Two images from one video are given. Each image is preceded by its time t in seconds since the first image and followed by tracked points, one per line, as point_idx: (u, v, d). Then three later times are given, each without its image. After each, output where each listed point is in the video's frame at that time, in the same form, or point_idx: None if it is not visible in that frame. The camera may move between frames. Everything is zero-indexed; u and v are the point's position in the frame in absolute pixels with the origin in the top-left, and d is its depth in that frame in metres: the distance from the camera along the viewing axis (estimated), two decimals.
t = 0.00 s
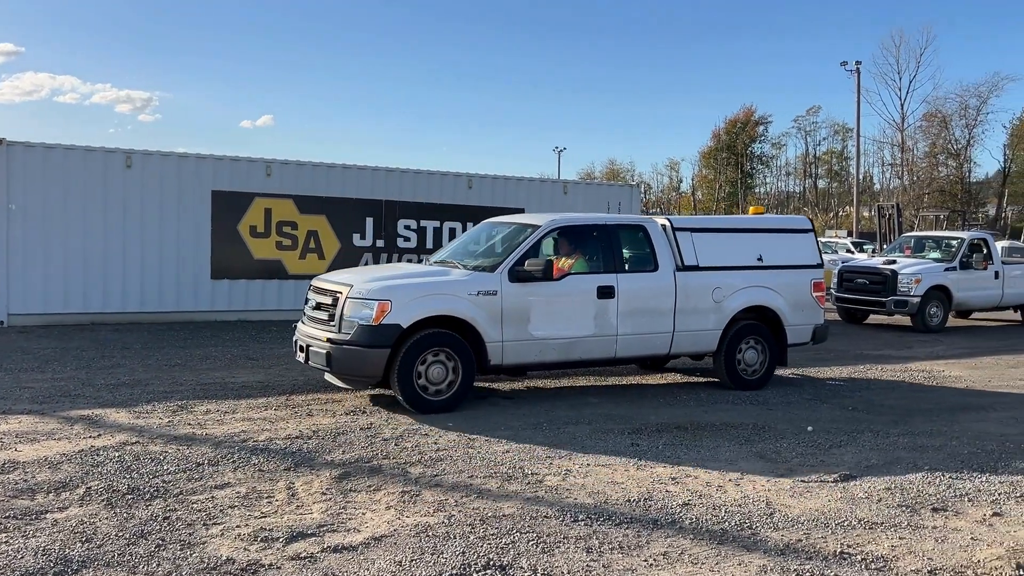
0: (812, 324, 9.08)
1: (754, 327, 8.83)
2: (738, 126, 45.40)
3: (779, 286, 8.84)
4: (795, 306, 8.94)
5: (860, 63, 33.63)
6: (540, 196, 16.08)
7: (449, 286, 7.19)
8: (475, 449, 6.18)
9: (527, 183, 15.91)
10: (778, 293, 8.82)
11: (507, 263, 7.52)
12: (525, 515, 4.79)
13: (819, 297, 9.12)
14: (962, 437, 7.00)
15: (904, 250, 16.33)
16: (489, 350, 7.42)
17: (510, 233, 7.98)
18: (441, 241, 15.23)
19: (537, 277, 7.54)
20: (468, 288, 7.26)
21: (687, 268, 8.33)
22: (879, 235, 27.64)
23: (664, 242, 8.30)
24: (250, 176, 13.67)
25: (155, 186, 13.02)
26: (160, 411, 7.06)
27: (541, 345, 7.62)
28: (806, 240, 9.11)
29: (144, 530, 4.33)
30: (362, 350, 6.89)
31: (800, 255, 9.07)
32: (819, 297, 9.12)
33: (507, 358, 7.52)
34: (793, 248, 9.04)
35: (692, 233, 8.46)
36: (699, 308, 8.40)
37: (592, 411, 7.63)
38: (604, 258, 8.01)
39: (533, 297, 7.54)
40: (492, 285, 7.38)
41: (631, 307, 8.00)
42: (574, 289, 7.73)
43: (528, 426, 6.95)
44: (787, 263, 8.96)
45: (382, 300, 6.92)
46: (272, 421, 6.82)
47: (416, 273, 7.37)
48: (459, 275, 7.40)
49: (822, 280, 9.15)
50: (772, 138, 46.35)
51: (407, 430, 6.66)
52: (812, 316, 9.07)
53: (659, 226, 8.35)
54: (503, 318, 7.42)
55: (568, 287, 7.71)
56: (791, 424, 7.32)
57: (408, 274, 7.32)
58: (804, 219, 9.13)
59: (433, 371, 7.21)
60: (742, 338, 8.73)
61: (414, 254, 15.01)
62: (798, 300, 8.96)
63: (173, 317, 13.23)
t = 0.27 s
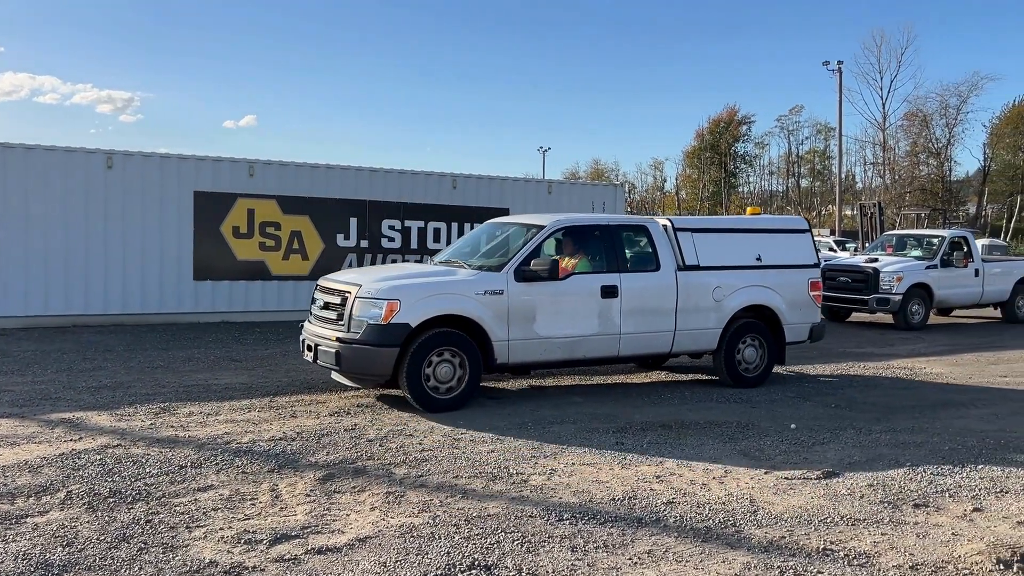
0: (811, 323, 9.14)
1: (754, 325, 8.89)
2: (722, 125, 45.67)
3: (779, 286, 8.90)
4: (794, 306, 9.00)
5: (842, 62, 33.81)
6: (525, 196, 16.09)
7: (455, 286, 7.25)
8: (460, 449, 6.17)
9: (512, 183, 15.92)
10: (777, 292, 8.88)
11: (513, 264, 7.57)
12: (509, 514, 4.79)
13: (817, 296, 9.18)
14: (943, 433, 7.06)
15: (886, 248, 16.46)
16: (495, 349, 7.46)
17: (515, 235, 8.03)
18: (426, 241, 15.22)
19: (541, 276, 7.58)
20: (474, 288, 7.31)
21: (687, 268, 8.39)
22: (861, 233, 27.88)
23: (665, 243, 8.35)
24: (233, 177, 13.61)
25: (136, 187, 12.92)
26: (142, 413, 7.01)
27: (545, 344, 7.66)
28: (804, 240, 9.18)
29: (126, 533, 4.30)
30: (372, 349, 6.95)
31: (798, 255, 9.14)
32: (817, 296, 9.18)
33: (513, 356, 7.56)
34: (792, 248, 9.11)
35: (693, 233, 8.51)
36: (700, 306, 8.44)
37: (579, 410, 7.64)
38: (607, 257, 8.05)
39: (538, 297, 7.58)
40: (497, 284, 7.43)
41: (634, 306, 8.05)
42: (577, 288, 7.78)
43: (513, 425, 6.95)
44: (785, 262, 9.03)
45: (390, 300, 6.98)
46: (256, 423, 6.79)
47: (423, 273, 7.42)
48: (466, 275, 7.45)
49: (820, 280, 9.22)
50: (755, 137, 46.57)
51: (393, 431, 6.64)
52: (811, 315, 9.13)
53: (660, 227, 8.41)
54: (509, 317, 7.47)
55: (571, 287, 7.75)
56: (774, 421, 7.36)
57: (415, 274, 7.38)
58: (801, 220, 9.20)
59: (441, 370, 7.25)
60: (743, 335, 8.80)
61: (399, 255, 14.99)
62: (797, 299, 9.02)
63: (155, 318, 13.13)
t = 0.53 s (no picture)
0: (806, 321, 9.17)
1: (750, 323, 8.92)
2: (707, 125, 45.78)
3: (774, 284, 8.93)
4: (790, 304, 9.04)
5: (827, 61, 33.85)
6: (511, 196, 16.08)
7: (458, 285, 7.26)
8: (447, 449, 6.16)
9: (498, 183, 15.92)
10: (773, 291, 8.92)
11: (513, 263, 7.58)
12: (496, 514, 4.79)
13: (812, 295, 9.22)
14: (926, 429, 7.12)
15: (869, 247, 16.57)
16: (497, 347, 7.47)
17: (514, 235, 8.05)
18: (412, 241, 15.19)
19: (541, 276, 7.59)
20: (476, 287, 7.32)
21: (684, 266, 8.41)
22: (845, 232, 28.07)
23: (663, 242, 8.37)
24: (216, 177, 13.54)
25: (119, 187, 12.83)
26: (126, 416, 6.95)
27: (546, 342, 7.68)
28: (799, 239, 9.22)
29: (110, 537, 4.27)
30: (376, 348, 6.94)
31: (793, 254, 9.17)
32: (812, 294, 9.22)
33: (514, 354, 7.57)
34: (787, 247, 9.14)
35: (689, 232, 8.54)
36: (697, 305, 8.46)
37: (566, 409, 7.65)
38: (606, 257, 8.07)
39: (538, 295, 7.60)
40: (499, 284, 7.44)
41: (634, 305, 8.07)
42: (577, 287, 7.79)
43: (500, 425, 6.94)
44: (781, 261, 9.06)
45: (394, 299, 6.98)
46: (241, 425, 6.75)
47: (425, 273, 7.43)
48: (468, 274, 7.47)
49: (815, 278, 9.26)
50: (739, 137, 46.74)
51: (379, 431, 6.62)
52: (806, 313, 9.17)
53: (658, 226, 8.43)
54: (510, 316, 7.48)
55: (571, 285, 7.77)
56: (759, 419, 7.39)
57: (417, 274, 7.38)
58: (796, 219, 9.24)
59: (444, 368, 7.27)
60: (740, 333, 8.84)
61: (385, 255, 14.96)
62: (792, 297, 9.06)
63: (139, 320, 13.04)
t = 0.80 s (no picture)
0: (798, 320, 9.21)
1: (744, 322, 8.95)
2: (693, 125, 45.90)
3: (767, 283, 8.97)
4: (782, 302, 9.08)
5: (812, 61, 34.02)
6: (499, 195, 16.07)
7: (455, 285, 7.25)
8: (435, 450, 6.15)
9: (485, 183, 15.92)
10: (767, 290, 8.96)
11: (510, 263, 7.58)
12: (484, 514, 4.79)
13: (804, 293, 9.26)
14: (911, 426, 7.16)
15: (855, 245, 16.65)
16: (494, 347, 7.47)
17: (510, 235, 8.04)
18: (399, 241, 15.16)
19: (538, 275, 7.58)
20: (473, 287, 7.32)
21: (678, 266, 8.43)
22: (832, 230, 28.26)
23: (658, 242, 8.38)
24: (202, 178, 13.48)
25: (104, 188, 12.74)
26: (111, 418, 6.90)
27: (543, 342, 7.68)
28: (790, 238, 9.26)
29: (95, 540, 4.23)
30: (374, 348, 6.93)
31: (785, 253, 9.21)
32: (805, 293, 9.26)
33: (511, 354, 7.57)
34: (779, 247, 9.18)
35: (684, 231, 8.56)
36: (692, 304, 8.49)
37: (555, 408, 7.65)
38: (602, 257, 8.07)
39: (535, 295, 7.60)
40: (496, 283, 7.44)
41: (629, 304, 8.08)
42: (573, 287, 7.80)
43: (489, 425, 6.94)
44: (773, 260, 9.10)
45: (392, 299, 6.97)
46: (227, 427, 6.72)
47: (422, 272, 7.41)
48: (465, 274, 7.46)
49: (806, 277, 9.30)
50: (727, 137, 46.86)
51: (368, 432, 6.60)
52: (798, 312, 9.21)
53: (652, 226, 8.45)
54: (507, 316, 7.48)
55: (567, 285, 7.77)
56: (747, 417, 7.42)
57: (415, 273, 7.36)
58: (787, 218, 9.28)
59: (442, 368, 7.26)
60: (734, 331, 8.86)
61: (372, 255, 14.93)
62: (785, 296, 9.10)
63: (125, 321, 12.96)
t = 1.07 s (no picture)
0: (789, 318, 9.24)
1: (735, 321, 8.97)
2: (682, 125, 46.01)
3: (759, 282, 8.99)
4: (774, 301, 9.10)
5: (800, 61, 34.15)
6: (489, 195, 16.07)
7: (448, 285, 7.24)
8: (426, 450, 6.14)
9: (475, 183, 15.92)
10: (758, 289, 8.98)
11: (503, 263, 7.58)
12: (475, 514, 4.79)
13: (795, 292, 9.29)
14: (900, 424, 7.20)
15: (844, 244, 16.72)
16: (487, 347, 7.47)
17: (502, 235, 8.04)
18: (389, 241, 15.14)
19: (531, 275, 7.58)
20: (467, 287, 7.32)
21: (670, 266, 8.45)
22: (820, 229, 28.38)
23: (649, 241, 8.39)
24: (190, 178, 13.42)
25: (91, 188, 12.67)
26: (99, 420, 6.86)
27: (536, 341, 7.68)
28: (781, 237, 9.28)
29: (83, 543, 4.21)
30: (367, 349, 6.91)
31: (776, 252, 9.23)
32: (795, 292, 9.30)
33: (505, 354, 7.56)
34: (770, 246, 9.21)
35: (675, 231, 8.58)
36: (684, 303, 8.50)
37: (546, 408, 7.65)
38: (594, 257, 8.08)
39: (527, 295, 7.60)
40: (489, 283, 7.44)
41: (622, 304, 8.09)
42: (565, 287, 7.80)
43: (480, 425, 6.93)
44: (764, 259, 9.12)
45: (385, 299, 6.95)
46: (217, 428, 6.69)
47: (415, 273, 7.40)
48: (458, 274, 7.45)
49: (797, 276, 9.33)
50: (716, 136, 46.98)
51: (358, 433, 6.59)
52: (789, 310, 9.24)
53: (644, 225, 8.46)
54: (500, 316, 7.47)
55: (559, 285, 7.77)
56: (737, 416, 7.43)
57: (407, 274, 7.35)
58: (778, 217, 9.31)
59: (435, 368, 7.25)
60: (727, 330, 8.89)
61: (362, 255, 14.90)
62: (776, 294, 9.13)
63: (113, 323, 12.89)
